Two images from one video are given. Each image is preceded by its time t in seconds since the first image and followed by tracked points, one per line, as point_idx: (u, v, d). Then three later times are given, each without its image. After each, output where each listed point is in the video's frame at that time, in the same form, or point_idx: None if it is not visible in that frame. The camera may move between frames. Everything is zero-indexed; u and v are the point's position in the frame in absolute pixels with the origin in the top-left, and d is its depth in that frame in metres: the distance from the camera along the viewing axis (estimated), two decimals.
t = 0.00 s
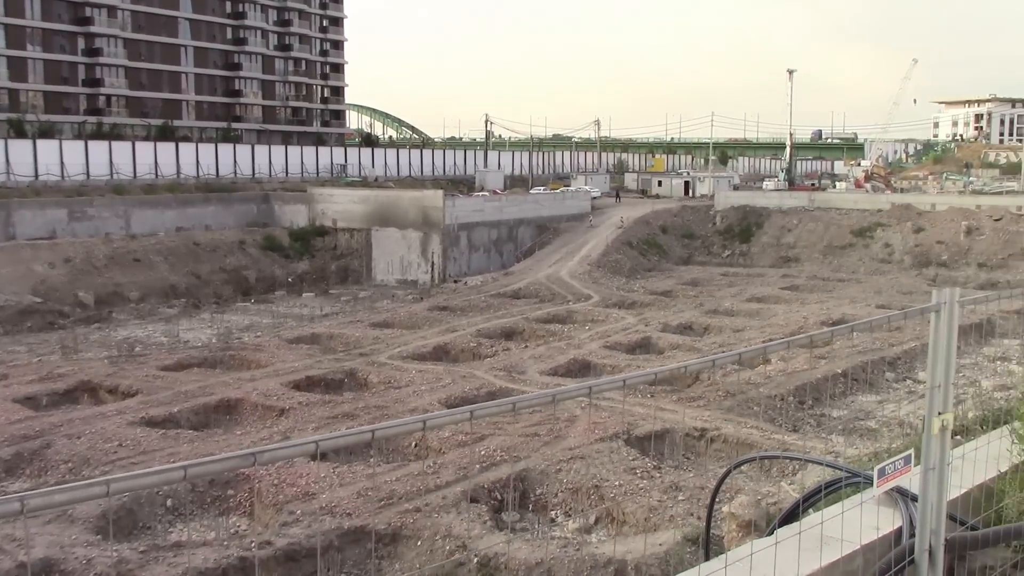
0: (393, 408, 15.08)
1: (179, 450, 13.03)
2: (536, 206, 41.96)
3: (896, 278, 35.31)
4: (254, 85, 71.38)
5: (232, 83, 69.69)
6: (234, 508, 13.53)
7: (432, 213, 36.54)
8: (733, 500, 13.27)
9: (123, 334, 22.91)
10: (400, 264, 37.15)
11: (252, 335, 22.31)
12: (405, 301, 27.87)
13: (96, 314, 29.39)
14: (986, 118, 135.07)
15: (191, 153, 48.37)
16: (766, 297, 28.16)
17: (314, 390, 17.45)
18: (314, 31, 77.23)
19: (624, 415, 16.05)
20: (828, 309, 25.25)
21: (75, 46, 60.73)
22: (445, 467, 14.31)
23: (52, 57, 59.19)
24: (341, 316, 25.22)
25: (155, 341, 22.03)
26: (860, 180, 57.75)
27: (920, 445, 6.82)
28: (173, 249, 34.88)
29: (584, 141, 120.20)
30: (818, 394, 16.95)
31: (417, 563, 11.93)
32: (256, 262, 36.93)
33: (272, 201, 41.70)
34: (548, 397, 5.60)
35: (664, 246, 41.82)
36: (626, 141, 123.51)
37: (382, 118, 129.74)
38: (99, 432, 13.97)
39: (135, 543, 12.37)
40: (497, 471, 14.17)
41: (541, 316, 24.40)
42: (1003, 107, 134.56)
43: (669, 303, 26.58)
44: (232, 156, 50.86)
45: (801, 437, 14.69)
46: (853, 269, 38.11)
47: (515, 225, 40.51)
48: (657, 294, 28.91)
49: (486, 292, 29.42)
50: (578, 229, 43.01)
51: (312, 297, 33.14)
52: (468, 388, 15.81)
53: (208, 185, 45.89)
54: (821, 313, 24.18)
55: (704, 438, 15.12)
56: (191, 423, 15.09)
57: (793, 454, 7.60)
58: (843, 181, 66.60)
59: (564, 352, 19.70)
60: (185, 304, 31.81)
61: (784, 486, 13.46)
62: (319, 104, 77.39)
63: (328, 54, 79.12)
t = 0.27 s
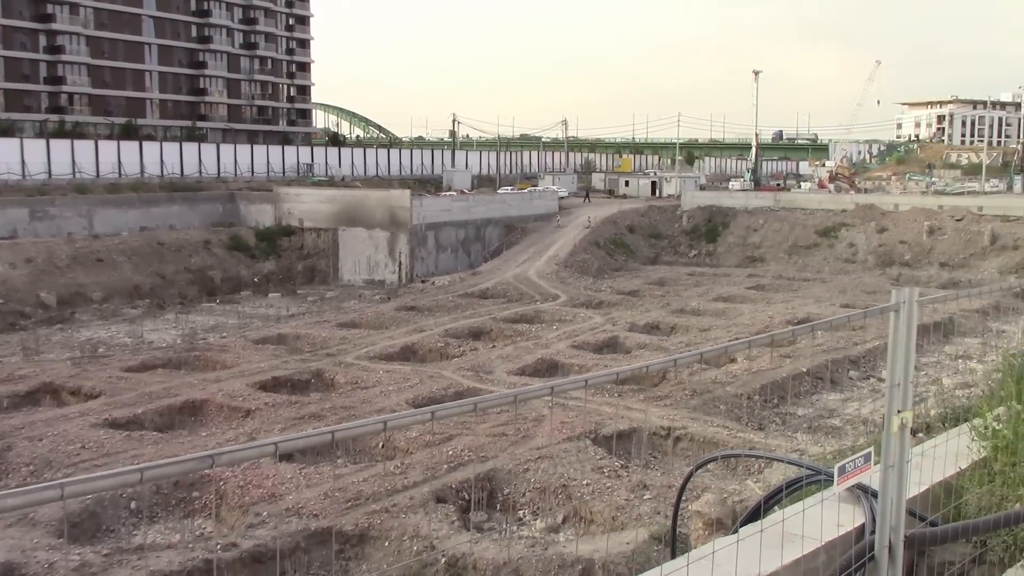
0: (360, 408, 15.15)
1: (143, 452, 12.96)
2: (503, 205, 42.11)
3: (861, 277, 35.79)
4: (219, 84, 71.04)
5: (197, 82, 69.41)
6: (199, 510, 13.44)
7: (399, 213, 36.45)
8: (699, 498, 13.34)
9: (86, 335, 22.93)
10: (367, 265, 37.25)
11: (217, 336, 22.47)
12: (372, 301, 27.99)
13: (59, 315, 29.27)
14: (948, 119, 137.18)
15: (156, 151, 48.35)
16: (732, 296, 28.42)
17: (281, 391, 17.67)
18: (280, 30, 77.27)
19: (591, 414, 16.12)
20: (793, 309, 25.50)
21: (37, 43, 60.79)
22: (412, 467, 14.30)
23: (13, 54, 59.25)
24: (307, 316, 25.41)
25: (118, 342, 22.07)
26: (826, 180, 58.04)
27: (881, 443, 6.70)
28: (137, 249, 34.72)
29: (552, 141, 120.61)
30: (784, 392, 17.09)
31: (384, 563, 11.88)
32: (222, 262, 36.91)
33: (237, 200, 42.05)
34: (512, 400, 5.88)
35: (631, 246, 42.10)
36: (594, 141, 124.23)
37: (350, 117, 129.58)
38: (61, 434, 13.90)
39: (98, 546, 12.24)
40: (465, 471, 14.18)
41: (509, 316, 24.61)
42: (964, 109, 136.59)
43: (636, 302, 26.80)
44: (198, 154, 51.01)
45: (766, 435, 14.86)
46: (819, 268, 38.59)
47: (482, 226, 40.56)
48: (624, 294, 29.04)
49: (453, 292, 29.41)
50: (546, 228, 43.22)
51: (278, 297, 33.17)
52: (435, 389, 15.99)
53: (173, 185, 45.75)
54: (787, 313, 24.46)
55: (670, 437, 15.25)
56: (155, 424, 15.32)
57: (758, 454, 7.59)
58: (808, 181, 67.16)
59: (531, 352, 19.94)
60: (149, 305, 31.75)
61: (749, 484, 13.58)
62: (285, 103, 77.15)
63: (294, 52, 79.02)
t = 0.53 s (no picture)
0: (328, 410, 15.31)
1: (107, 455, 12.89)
2: (473, 206, 42.17)
3: (828, 278, 36.23)
4: (186, 83, 70.86)
5: (163, 81, 69.25)
6: (164, 513, 13.34)
7: (368, 213, 36.37)
8: (667, 498, 13.40)
9: (50, 336, 22.85)
10: (335, 266, 37.19)
11: (183, 337, 22.50)
12: (341, 302, 28.03)
13: (23, 316, 29.06)
14: (913, 123, 138.96)
15: (121, 150, 48.36)
16: (700, 297, 28.60)
17: (248, 393, 17.85)
18: (248, 29, 77.32)
19: (560, 416, 16.20)
20: (761, 310, 25.70)
21: None
22: (380, 469, 14.29)
23: None
24: (275, 317, 25.50)
25: (82, 343, 22.03)
26: (794, 182, 58.48)
27: (845, 443, 6.56)
28: (102, 249, 34.61)
29: (523, 142, 120.83)
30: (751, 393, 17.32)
31: (351, 565, 11.82)
32: (188, 262, 36.97)
33: (204, 200, 41.78)
34: (473, 402, 4.95)
35: (601, 247, 42.29)
36: (564, 142, 124.81)
37: (319, 117, 129.31)
38: (23, 437, 13.85)
39: (61, 550, 12.13)
40: (433, 472, 14.18)
41: (479, 317, 24.73)
42: (929, 112, 138.35)
43: (605, 304, 26.97)
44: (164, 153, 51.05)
45: (734, 436, 15.07)
46: (786, 269, 39.02)
47: (451, 226, 40.60)
48: (593, 295, 29.16)
49: (422, 293, 29.41)
50: (515, 230, 43.31)
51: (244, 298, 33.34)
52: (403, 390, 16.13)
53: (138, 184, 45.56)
54: (754, 314, 24.72)
55: (638, 438, 15.36)
56: (120, 426, 15.38)
57: (724, 455, 7.42)
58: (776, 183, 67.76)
59: (500, 353, 20.12)
60: (114, 306, 31.65)
61: (716, 485, 13.66)
62: (252, 102, 77.38)
63: (262, 52, 79.24)
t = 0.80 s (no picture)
0: (303, 410, 15.46)
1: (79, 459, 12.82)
2: (447, 207, 42.13)
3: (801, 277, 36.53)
4: (156, 84, 70.60)
5: (133, 81, 68.98)
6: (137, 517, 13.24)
7: (342, 214, 36.30)
8: (642, 497, 13.44)
9: (19, 339, 22.74)
10: (309, 267, 37.32)
11: (155, 339, 22.48)
12: (315, 303, 27.99)
13: None
14: (882, 123, 140.19)
15: (90, 151, 48.40)
16: (674, 296, 28.71)
17: (221, 395, 17.82)
18: (218, 30, 77.08)
19: (535, 415, 16.25)
20: (735, 309, 25.83)
21: None
22: (355, 470, 14.27)
23: None
24: (248, 318, 25.48)
25: (52, 346, 21.94)
26: (766, 182, 58.78)
27: (812, 439, 6.71)
28: (72, 252, 34.49)
29: (497, 143, 120.85)
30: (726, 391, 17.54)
31: (326, 567, 11.77)
32: (160, 264, 36.82)
33: (176, 202, 41.67)
34: (443, 402, 4.81)
35: (575, 248, 42.39)
36: (539, 142, 124.98)
37: (291, 118, 128.80)
38: None
39: (31, 555, 12.04)
40: (409, 473, 14.17)
41: (453, 317, 24.76)
42: (898, 112, 139.57)
43: (579, 303, 27.07)
44: (135, 155, 50.97)
45: (709, 434, 15.20)
46: (759, 268, 39.30)
47: (425, 227, 40.56)
48: (568, 295, 29.20)
49: (396, 294, 29.39)
50: (489, 230, 43.38)
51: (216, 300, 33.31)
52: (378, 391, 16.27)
53: (108, 185, 45.30)
54: (727, 313, 24.88)
55: (613, 437, 15.42)
56: (92, 429, 15.42)
57: (700, 453, 7.35)
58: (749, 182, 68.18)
59: (474, 353, 20.26)
60: (84, 309, 31.51)
61: (692, 483, 13.70)
62: (224, 103, 77.08)
63: (232, 52, 79.00)
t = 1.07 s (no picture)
0: (270, 413, 15.61)
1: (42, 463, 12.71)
2: (415, 208, 42.12)
3: (767, 277, 36.91)
4: (120, 83, 70.25)
5: (97, 81, 68.63)
6: (102, 521, 13.10)
7: (308, 215, 36.22)
8: (610, 497, 13.48)
9: None
10: (275, 268, 37.22)
11: (120, 342, 22.36)
12: (282, 305, 27.89)
13: None
14: (847, 124, 141.84)
15: (53, 151, 48.07)
16: (642, 297, 28.88)
17: (186, 397, 17.96)
18: (184, 29, 76.68)
19: (504, 416, 16.30)
20: (701, 309, 26.04)
21: None
22: (323, 472, 14.23)
23: None
24: (214, 320, 25.40)
25: (14, 348, 21.75)
26: (732, 183, 59.17)
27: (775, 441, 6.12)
28: (35, 253, 34.12)
29: (465, 144, 120.68)
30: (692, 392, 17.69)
31: (293, 569, 11.68)
32: (124, 265, 36.52)
33: (141, 203, 41.37)
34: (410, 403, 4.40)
35: (543, 248, 42.56)
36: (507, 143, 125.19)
37: (257, 118, 128.07)
38: None
39: None
40: (377, 475, 14.14)
41: (421, 318, 24.79)
42: (862, 114, 141.26)
43: (547, 304, 27.19)
44: (99, 155, 50.74)
45: (676, 433, 15.33)
46: (726, 268, 39.68)
47: (393, 228, 40.52)
48: (536, 296, 29.30)
49: (364, 295, 29.37)
50: (457, 230, 43.38)
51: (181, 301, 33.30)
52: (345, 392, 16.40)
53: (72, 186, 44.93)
54: (694, 314, 25.10)
55: (581, 437, 15.50)
56: (55, 433, 15.42)
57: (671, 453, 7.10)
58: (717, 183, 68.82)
59: (442, 355, 20.38)
60: (47, 312, 31.28)
61: (660, 483, 13.75)
62: (189, 103, 76.63)
63: (198, 52, 78.55)
